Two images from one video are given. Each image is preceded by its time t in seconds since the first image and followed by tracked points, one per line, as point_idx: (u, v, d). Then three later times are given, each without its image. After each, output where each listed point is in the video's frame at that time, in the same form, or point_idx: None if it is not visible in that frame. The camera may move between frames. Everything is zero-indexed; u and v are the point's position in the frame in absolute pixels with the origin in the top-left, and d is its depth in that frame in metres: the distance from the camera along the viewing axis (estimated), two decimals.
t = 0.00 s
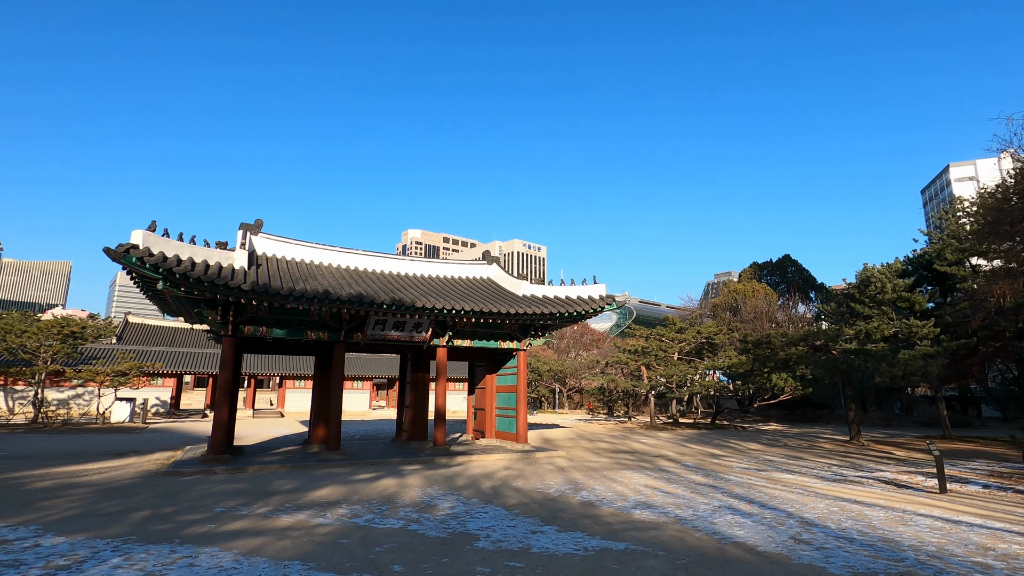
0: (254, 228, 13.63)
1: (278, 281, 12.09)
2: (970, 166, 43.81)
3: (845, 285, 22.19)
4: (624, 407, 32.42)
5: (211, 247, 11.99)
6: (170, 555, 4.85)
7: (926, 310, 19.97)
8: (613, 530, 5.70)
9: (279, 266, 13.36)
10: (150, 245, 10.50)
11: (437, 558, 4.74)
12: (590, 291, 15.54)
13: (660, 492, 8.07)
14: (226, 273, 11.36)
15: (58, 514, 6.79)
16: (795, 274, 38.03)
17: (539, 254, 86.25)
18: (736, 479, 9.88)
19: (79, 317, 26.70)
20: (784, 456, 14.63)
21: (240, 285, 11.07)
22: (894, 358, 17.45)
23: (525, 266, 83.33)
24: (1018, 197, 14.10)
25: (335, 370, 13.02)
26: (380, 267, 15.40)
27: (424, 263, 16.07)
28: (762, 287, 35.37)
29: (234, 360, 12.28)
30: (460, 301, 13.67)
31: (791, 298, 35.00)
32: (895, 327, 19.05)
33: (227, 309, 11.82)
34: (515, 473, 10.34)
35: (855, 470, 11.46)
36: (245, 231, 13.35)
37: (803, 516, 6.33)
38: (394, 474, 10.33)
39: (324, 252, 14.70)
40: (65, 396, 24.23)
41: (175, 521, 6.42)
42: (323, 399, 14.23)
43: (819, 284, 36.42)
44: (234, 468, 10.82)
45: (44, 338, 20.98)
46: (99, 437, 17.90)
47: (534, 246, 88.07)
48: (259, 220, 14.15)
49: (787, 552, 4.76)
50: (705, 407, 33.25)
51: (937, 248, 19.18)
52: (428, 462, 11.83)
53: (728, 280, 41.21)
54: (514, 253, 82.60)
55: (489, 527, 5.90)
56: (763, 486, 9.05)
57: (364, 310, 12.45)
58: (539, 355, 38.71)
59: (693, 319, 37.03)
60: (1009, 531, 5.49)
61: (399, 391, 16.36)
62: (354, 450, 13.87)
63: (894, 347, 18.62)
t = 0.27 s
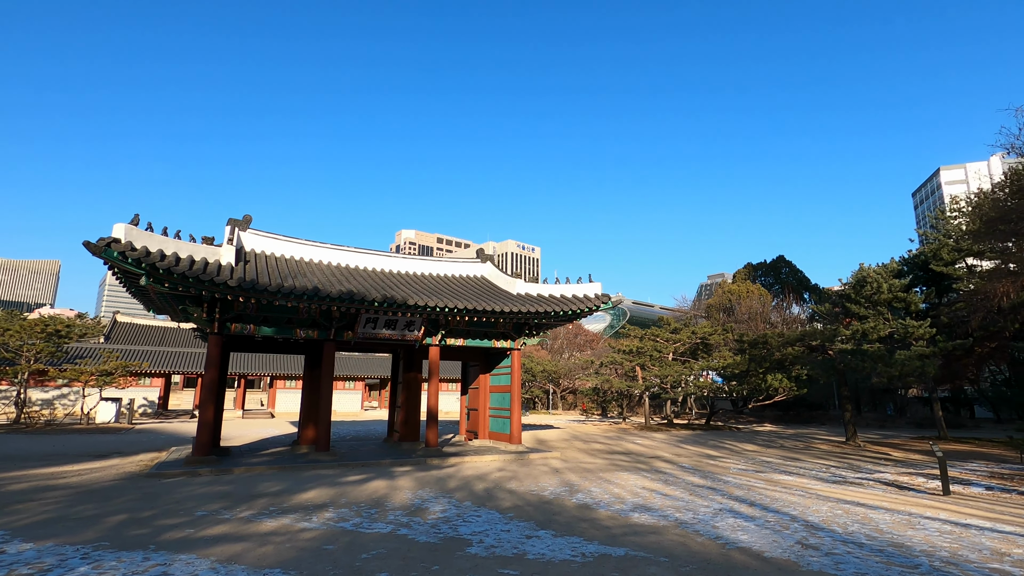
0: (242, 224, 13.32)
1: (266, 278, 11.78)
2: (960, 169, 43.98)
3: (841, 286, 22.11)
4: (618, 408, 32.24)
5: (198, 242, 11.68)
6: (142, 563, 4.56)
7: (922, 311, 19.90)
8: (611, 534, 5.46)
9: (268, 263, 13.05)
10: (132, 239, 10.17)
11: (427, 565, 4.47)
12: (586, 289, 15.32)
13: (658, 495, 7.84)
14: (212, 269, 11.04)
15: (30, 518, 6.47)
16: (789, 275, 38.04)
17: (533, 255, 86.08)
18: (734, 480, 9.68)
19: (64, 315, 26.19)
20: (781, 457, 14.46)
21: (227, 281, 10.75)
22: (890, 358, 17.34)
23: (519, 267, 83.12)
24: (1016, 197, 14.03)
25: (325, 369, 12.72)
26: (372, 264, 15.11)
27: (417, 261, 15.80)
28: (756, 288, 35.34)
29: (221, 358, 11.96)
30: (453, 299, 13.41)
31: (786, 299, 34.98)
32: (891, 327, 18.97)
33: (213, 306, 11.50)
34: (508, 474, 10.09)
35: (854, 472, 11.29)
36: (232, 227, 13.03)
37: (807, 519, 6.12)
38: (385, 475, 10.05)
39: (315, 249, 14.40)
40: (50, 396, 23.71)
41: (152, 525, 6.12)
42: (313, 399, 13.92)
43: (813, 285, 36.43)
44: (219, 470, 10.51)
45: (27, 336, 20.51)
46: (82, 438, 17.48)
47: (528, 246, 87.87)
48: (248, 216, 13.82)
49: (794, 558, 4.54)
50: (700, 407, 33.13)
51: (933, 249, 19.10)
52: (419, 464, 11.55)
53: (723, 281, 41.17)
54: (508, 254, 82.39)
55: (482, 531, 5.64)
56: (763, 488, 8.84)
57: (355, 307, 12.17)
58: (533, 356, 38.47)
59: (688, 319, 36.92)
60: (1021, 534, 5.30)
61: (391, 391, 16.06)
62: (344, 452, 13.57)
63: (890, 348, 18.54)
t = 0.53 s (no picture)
0: (223, 222, 12.92)
1: (246, 277, 11.39)
2: (942, 176, 44.41)
3: (829, 289, 22.12)
4: (606, 411, 32.07)
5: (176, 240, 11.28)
6: None
7: (909, 314, 19.93)
8: (604, 546, 5.20)
9: (250, 262, 12.67)
10: (105, 236, 9.74)
11: None
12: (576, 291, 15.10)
13: (650, 502, 7.60)
14: (189, 267, 10.64)
15: None
16: (777, 279, 38.19)
17: (522, 258, 85.92)
18: (726, 486, 9.48)
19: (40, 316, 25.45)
20: (772, 461, 14.32)
21: (205, 279, 10.36)
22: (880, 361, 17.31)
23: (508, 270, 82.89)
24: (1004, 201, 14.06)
25: (308, 372, 12.36)
26: (358, 264, 14.76)
27: (405, 261, 15.48)
28: (744, 292, 35.39)
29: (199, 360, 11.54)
30: (440, 300, 13.11)
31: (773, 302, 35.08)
32: (879, 331, 18.99)
33: (191, 306, 11.09)
34: (496, 480, 9.81)
35: (846, 477, 11.15)
36: (214, 225, 12.64)
37: (805, 528, 5.91)
38: (368, 481, 9.71)
39: (299, 248, 14.04)
40: (23, 399, 22.99)
41: (117, 537, 5.74)
42: (296, 402, 13.54)
43: (800, 289, 36.59)
44: (195, 476, 10.11)
45: None
46: (55, 442, 16.90)
47: (517, 249, 87.69)
48: (230, 213, 13.42)
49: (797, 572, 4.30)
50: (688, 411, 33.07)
51: (921, 253, 19.13)
52: (405, 469, 11.22)
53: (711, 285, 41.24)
54: (497, 256, 82.13)
55: (469, 542, 5.36)
56: (756, 494, 8.65)
57: (339, 308, 11.83)
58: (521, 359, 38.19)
59: (676, 322, 36.89)
60: None
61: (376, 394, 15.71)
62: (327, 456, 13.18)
63: (878, 351, 18.55)
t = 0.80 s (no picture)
0: (211, 217, 12.60)
1: (233, 273, 11.09)
2: (934, 178, 44.63)
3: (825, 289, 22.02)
4: (601, 412, 31.88)
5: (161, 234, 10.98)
6: None
7: (905, 314, 19.85)
8: (603, 550, 4.97)
9: (238, 258, 12.37)
10: (86, 229, 9.44)
11: None
12: (571, 290, 14.88)
13: (648, 504, 7.38)
14: (175, 262, 10.34)
15: None
16: (771, 279, 38.15)
17: (516, 258, 85.77)
18: (725, 487, 9.28)
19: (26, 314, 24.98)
20: (768, 462, 14.15)
21: (190, 275, 10.05)
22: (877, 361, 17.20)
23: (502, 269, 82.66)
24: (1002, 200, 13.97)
25: (297, 370, 12.07)
26: (349, 261, 14.47)
27: (397, 259, 15.20)
28: (739, 292, 35.30)
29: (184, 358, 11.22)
30: (434, 298, 12.86)
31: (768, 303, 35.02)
32: (875, 331, 18.90)
33: (176, 302, 10.79)
34: (490, 481, 9.56)
35: (845, 478, 10.99)
36: (201, 220, 12.32)
37: (810, 531, 5.70)
38: (358, 483, 9.44)
39: (289, 244, 13.74)
40: (8, 398, 22.54)
41: (90, 542, 5.45)
42: (285, 402, 13.24)
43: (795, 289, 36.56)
44: (179, 477, 9.81)
45: None
46: (38, 443, 16.50)
47: (511, 249, 87.51)
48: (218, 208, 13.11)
49: None
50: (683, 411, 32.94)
51: (918, 252, 19.04)
52: (396, 470, 10.96)
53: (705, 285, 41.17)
54: (490, 256, 81.88)
55: (461, 547, 5.11)
56: (756, 495, 8.45)
57: (329, 305, 11.56)
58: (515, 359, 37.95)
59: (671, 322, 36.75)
60: None
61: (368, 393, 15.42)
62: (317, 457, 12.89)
63: (874, 351, 18.45)
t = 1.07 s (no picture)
0: (200, 213, 12.30)
1: (222, 270, 10.80)
2: (928, 180, 44.79)
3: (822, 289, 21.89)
4: (596, 412, 31.69)
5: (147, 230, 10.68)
6: None
7: (903, 315, 19.74)
8: (603, 560, 4.73)
9: (228, 255, 12.08)
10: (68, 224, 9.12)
11: None
12: (568, 289, 14.66)
13: (648, 509, 7.16)
14: (160, 258, 10.03)
15: None
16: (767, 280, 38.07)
17: (511, 258, 85.58)
18: (726, 491, 9.07)
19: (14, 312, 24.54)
20: (767, 464, 13.97)
21: (176, 271, 9.75)
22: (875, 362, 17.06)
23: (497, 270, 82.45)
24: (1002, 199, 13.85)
25: (288, 370, 11.78)
26: (342, 259, 14.18)
27: (391, 257, 14.93)
28: (735, 292, 35.22)
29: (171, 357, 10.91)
30: (428, 296, 12.61)
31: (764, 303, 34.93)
32: (873, 331, 18.78)
33: (162, 300, 10.48)
34: (485, 484, 9.31)
35: (846, 480, 10.81)
36: (189, 216, 12.02)
37: (818, 538, 5.49)
38: (350, 486, 9.18)
39: (280, 241, 13.44)
40: None
41: (63, 551, 5.16)
42: (276, 402, 12.95)
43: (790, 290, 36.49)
44: (165, 480, 9.51)
45: None
46: (23, 444, 16.12)
47: (506, 249, 87.31)
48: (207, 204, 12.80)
49: None
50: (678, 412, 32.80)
51: (916, 252, 18.92)
52: (389, 472, 10.70)
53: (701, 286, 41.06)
54: (486, 256, 81.62)
55: (454, 557, 4.86)
56: (758, 499, 8.24)
57: (321, 303, 11.28)
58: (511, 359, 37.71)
59: (667, 323, 36.59)
60: None
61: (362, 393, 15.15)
62: (308, 459, 12.60)
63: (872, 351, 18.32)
